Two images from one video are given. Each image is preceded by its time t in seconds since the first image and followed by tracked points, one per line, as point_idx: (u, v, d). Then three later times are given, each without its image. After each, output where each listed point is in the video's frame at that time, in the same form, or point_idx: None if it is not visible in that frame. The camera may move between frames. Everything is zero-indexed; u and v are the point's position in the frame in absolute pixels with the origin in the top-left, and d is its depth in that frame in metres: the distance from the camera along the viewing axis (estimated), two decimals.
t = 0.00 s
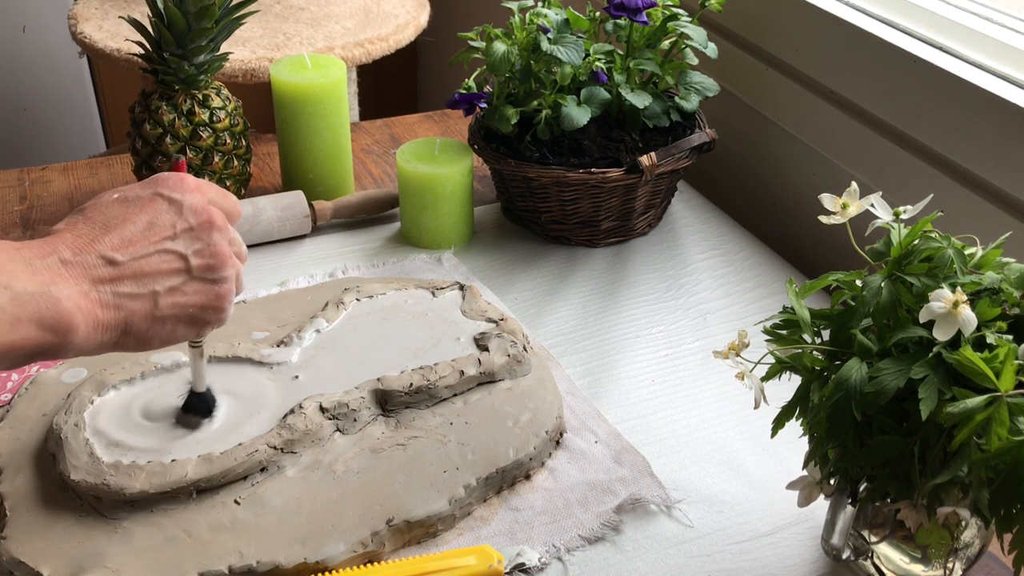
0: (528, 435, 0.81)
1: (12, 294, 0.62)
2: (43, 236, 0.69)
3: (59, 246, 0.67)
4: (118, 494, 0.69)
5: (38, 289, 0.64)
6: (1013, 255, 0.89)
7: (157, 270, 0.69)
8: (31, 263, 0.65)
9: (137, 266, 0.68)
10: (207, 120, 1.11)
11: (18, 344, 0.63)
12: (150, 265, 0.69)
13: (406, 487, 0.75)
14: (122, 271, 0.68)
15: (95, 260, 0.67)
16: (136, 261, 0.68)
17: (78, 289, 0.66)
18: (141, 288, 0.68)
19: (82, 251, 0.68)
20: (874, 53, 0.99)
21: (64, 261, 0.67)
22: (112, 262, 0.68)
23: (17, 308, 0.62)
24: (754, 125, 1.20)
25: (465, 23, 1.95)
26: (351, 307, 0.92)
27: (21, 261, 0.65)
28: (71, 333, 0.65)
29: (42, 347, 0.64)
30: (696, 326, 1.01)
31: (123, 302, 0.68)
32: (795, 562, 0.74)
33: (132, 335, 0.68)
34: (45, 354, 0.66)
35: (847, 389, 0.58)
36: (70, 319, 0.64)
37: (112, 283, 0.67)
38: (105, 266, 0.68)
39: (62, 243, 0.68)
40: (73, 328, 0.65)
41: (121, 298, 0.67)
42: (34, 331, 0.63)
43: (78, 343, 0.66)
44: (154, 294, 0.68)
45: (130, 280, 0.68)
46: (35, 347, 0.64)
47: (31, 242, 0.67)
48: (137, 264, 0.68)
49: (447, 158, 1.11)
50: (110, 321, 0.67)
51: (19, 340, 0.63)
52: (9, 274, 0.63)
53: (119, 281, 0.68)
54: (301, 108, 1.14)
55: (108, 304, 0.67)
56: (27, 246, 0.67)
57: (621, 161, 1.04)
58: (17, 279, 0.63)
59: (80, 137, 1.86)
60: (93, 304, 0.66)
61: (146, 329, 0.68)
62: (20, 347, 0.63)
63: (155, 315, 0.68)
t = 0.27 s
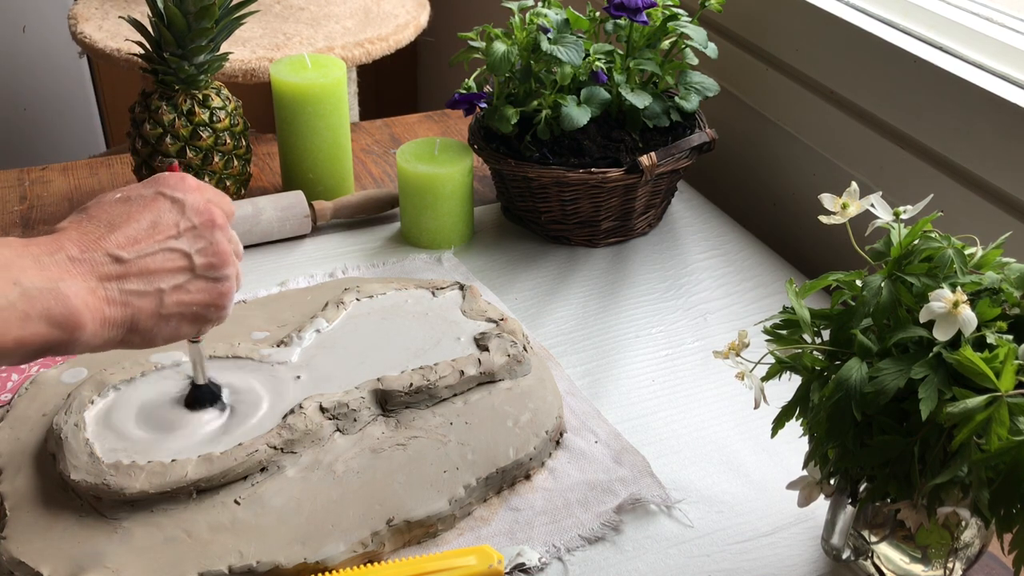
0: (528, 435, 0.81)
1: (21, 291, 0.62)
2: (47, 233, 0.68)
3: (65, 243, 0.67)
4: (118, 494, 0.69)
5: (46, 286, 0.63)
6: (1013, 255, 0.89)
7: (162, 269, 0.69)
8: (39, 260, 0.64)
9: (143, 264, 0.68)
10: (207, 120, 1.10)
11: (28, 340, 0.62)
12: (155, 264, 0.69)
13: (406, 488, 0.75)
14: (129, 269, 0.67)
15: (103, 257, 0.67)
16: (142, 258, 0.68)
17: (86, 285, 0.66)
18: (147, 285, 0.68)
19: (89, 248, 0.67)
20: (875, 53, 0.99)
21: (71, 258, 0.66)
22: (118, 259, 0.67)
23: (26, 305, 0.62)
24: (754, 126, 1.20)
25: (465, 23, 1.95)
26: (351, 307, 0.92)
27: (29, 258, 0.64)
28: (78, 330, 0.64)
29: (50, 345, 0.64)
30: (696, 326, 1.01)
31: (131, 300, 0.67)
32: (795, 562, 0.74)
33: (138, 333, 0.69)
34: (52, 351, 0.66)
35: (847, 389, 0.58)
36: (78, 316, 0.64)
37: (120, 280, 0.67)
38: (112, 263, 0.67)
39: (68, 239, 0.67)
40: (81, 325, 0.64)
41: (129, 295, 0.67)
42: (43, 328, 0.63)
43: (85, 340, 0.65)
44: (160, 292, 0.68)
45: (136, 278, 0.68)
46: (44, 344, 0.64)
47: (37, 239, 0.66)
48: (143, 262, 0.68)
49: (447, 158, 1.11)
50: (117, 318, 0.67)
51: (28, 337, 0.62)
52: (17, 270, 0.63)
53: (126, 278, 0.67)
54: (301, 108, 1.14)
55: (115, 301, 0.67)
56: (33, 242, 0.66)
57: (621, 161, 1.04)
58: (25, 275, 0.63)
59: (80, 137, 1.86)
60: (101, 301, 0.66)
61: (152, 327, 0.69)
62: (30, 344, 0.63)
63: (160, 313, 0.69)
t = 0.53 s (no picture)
0: (528, 435, 0.81)
1: (26, 297, 0.62)
2: (53, 236, 0.68)
3: (72, 248, 0.67)
4: (117, 494, 0.69)
5: (52, 291, 0.63)
6: (1013, 255, 0.89)
7: (169, 275, 0.69)
8: (46, 264, 0.64)
9: (149, 270, 0.68)
10: (207, 120, 1.11)
11: (35, 344, 0.62)
12: (162, 270, 0.69)
13: (406, 488, 0.75)
14: (135, 275, 0.68)
15: (109, 263, 0.67)
16: (148, 264, 0.68)
17: (91, 291, 0.65)
18: (153, 291, 0.68)
19: (95, 253, 0.67)
20: (875, 53, 0.99)
21: (78, 263, 0.66)
22: (124, 265, 0.67)
23: (32, 310, 0.62)
24: (754, 126, 1.20)
25: (465, 23, 1.95)
26: (351, 307, 0.92)
27: (36, 263, 0.64)
28: (83, 335, 0.64)
29: (54, 350, 0.64)
30: (696, 326, 1.01)
31: (135, 306, 0.67)
32: (794, 562, 0.74)
33: (142, 339, 0.68)
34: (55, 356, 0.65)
35: (847, 389, 0.58)
36: (82, 322, 0.64)
37: (125, 286, 0.67)
38: (118, 269, 0.67)
39: (74, 244, 0.67)
40: (86, 330, 0.64)
41: (134, 301, 0.67)
42: (48, 334, 0.63)
43: (89, 345, 0.65)
44: (166, 298, 0.68)
45: (142, 284, 0.68)
46: (49, 349, 0.64)
47: (44, 243, 0.66)
48: (149, 267, 0.68)
49: (447, 157, 1.11)
50: (121, 324, 0.67)
51: (33, 342, 0.62)
52: (24, 275, 0.62)
53: (132, 284, 0.67)
54: (301, 108, 1.14)
55: (120, 307, 0.67)
56: (39, 246, 0.66)
57: (621, 161, 1.04)
58: (32, 280, 0.63)
59: (80, 137, 1.86)
60: (107, 307, 0.66)
61: (157, 333, 0.69)
62: (36, 349, 0.63)
63: (165, 319, 0.69)
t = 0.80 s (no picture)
0: (528, 435, 0.81)
1: (37, 295, 0.62)
2: (67, 234, 0.68)
3: (84, 247, 0.67)
4: (118, 494, 0.69)
5: (63, 290, 0.63)
6: (1013, 255, 0.89)
7: (181, 274, 0.69)
8: (57, 264, 0.64)
9: (161, 269, 0.68)
10: (207, 120, 1.11)
11: (44, 343, 0.62)
12: (174, 269, 0.69)
13: (406, 487, 0.75)
14: (147, 273, 0.68)
15: (121, 262, 0.67)
16: (160, 263, 0.68)
17: (102, 290, 0.66)
18: (166, 290, 0.68)
19: (107, 252, 0.67)
20: (875, 53, 0.99)
21: (89, 262, 0.66)
22: (136, 264, 0.67)
23: (42, 309, 0.62)
24: (754, 126, 1.20)
25: (465, 23, 1.95)
26: (351, 307, 0.92)
27: (47, 262, 0.64)
28: (95, 333, 0.64)
29: (67, 348, 0.64)
30: (696, 326, 1.01)
31: (147, 305, 0.67)
32: (794, 562, 0.74)
33: (154, 338, 0.68)
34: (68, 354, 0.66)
35: (847, 389, 0.58)
36: (94, 320, 0.64)
37: (137, 284, 0.67)
38: (130, 268, 0.67)
39: (87, 242, 0.67)
40: (97, 329, 0.64)
41: (145, 300, 0.67)
42: (59, 332, 0.63)
43: (102, 343, 0.65)
44: (178, 297, 0.68)
45: (154, 282, 0.68)
46: (59, 347, 0.64)
47: (56, 242, 0.66)
48: (162, 266, 0.68)
49: (447, 158, 1.11)
50: (133, 322, 0.67)
51: (44, 341, 0.62)
52: (34, 273, 0.62)
53: (143, 283, 0.67)
54: (301, 108, 1.14)
55: (132, 306, 0.67)
56: (53, 246, 0.66)
57: (621, 161, 1.04)
58: (42, 279, 0.63)
59: (80, 136, 1.86)
60: (118, 306, 0.66)
61: (169, 332, 0.69)
62: (46, 348, 0.63)
63: (177, 318, 0.69)
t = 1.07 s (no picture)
0: (528, 435, 0.81)
1: (43, 294, 0.62)
2: (69, 234, 0.68)
3: (87, 246, 0.66)
4: (118, 494, 0.69)
5: (68, 289, 0.63)
6: (1013, 255, 0.89)
7: (182, 274, 0.69)
8: (61, 263, 0.64)
9: (163, 269, 0.68)
10: (207, 120, 1.11)
11: (47, 343, 0.62)
12: (175, 269, 0.69)
13: (406, 488, 0.75)
14: (150, 273, 0.68)
15: (123, 261, 0.67)
16: (161, 263, 0.68)
17: (105, 289, 0.65)
18: (168, 291, 0.68)
19: (110, 252, 0.67)
20: (874, 52, 0.99)
21: (93, 261, 0.66)
22: (139, 264, 0.67)
23: (47, 308, 0.62)
24: (754, 126, 1.20)
25: (465, 23, 1.95)
26: (351, 307, 0.92)
27: (52, 261, 0.64)
28: (98, 333, 0.64)
29: (70, 347, 0.64)
30: (696, 326, 1.01)
31: (149, 304, 0.67)
32: (794, 562, 0.74)
33: (155, 337, 0.68)
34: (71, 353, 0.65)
35: (847, 388, 0.58)
36: (97, 320, 0.64)
37: (140, 284, 0.67)
38: (132, 267, 0.67)
39: (90, 242, 0.67)
40: (100, 328, 0.64)
41: (147, 300, 0.67)
42: (63, 331, 0.63)
43: (105, 343, 0.65)
44: (179, 297, 0.69)
45: (156, 282, 0.68)
46: (63, 347, 0.63)
47: (60, 241, 0.66)
48: (163, 266, 0.68)
49: (447, 158, 1.11)
50: (136, 322, 0.67)
51: (48, 340, 0.62)
52: (40, 272, 0.62)
53: (146, 283, 0.67)
54: (301, 108, 1.14)
55: (135, 306, 0.67)
56: (55, 245, 0.65)
57: (621, 161, 1.04)
58: (47, 278, 0.63)
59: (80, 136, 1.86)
60: (121, 306, 0.66)
61: (170, 332, 0.69)
62: (49, 347, 0.63)
63: (179, 318, 0.69)
